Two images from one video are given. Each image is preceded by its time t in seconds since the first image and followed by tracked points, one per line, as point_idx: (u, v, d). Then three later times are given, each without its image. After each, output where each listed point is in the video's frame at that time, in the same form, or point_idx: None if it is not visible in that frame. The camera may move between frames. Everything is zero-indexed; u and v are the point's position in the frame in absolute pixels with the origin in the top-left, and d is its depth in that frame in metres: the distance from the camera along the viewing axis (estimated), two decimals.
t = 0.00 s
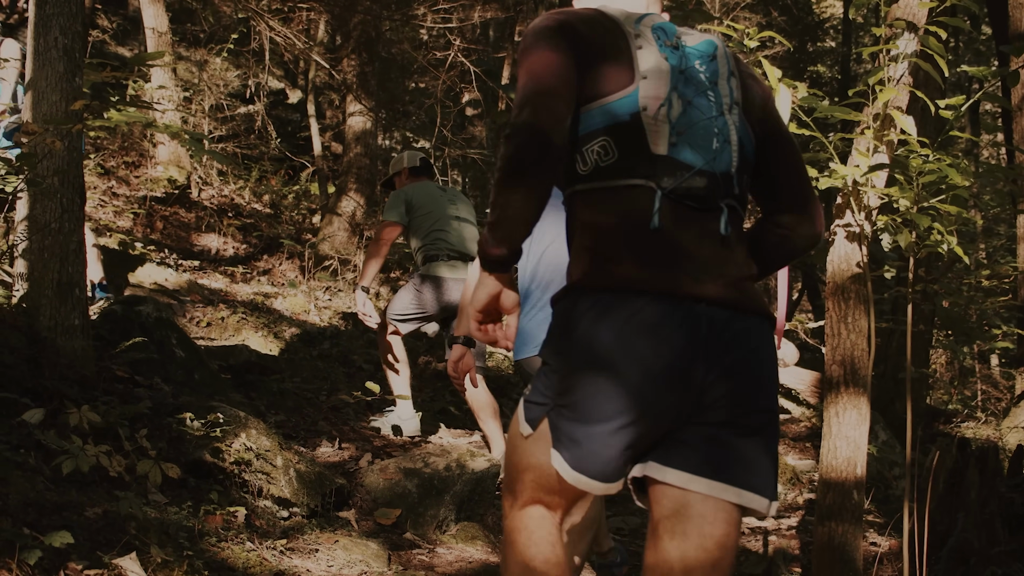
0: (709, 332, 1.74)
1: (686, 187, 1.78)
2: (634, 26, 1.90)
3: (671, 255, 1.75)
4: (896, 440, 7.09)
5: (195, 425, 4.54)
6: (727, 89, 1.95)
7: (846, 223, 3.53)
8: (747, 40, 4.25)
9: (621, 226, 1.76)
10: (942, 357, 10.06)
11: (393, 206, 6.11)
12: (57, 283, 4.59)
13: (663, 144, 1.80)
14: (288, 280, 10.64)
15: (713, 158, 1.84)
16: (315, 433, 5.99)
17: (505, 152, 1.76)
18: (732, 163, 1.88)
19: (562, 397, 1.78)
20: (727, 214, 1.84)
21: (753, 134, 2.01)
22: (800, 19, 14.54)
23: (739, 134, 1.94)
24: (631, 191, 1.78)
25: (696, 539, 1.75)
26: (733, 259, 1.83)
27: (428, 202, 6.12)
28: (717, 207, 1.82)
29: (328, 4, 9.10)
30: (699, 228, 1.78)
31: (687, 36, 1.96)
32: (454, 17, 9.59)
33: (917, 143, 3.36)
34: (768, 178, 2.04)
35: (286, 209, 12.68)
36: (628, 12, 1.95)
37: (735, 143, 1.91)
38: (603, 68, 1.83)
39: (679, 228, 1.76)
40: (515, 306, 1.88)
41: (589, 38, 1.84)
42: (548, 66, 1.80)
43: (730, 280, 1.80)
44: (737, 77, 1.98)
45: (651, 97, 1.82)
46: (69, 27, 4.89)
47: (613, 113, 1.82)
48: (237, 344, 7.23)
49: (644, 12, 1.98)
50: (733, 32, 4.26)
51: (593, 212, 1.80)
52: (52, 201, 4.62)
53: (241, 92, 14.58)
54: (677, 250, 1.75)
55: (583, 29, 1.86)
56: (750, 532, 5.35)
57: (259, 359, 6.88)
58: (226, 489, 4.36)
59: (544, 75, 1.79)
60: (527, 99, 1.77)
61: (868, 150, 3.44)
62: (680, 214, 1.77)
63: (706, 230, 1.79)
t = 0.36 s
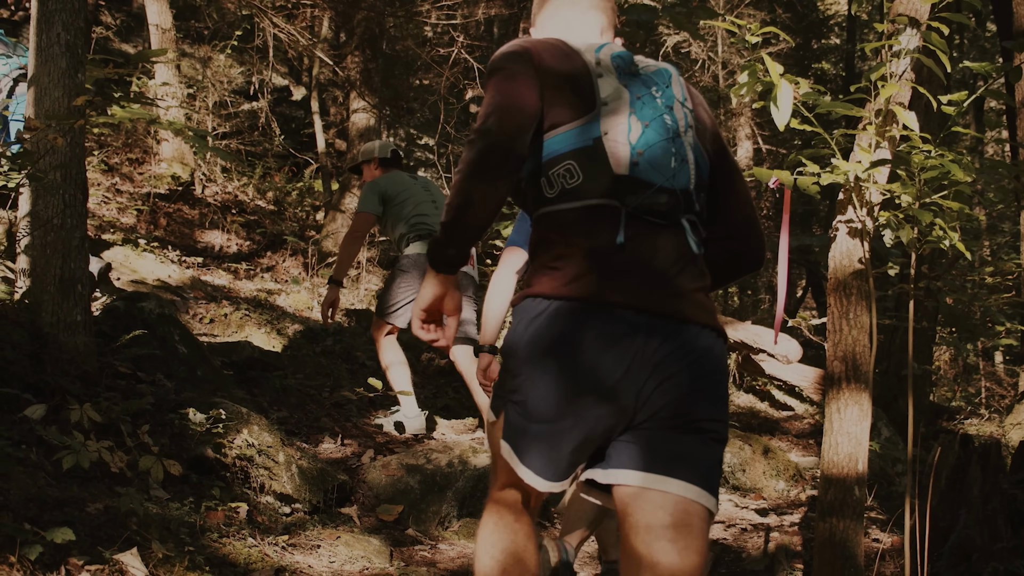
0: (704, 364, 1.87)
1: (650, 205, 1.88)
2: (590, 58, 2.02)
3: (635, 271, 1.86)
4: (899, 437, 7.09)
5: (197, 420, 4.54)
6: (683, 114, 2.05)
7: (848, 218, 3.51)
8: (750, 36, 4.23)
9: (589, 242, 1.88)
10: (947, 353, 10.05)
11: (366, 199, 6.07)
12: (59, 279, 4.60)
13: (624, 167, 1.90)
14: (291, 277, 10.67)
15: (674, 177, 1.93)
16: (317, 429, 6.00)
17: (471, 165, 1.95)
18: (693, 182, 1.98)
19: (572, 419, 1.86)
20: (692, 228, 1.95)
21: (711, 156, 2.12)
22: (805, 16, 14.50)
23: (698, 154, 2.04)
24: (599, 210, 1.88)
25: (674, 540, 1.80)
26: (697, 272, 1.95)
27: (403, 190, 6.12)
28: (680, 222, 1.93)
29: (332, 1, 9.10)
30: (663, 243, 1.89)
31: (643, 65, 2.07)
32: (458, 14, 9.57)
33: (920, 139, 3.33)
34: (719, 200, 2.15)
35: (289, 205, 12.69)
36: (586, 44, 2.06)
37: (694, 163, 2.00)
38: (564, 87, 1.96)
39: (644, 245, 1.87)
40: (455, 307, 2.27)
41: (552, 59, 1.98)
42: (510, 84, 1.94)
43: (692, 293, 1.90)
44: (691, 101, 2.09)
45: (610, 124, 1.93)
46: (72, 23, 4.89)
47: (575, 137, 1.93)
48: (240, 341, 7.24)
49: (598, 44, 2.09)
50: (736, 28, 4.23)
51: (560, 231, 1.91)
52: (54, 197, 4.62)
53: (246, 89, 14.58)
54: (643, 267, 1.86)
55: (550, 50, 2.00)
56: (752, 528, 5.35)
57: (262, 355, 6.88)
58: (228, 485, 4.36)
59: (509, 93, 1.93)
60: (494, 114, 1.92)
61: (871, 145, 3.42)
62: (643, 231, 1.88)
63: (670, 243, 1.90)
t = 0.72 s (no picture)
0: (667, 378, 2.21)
1: (609, 216, 2.15)
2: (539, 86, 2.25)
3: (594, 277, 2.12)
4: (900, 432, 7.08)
5: (196, 417, 4.54)
6: (630, 130, 2.31)
7: (847, 213, 3.51)
8: (748, 30, 4.22)
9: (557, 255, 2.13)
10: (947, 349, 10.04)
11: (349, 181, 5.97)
12: (58, 276, 4.59)
13: (582, 185, 2.16)
14: (291, 274, 10.68)
15: (627, 191, 2.20)
16: (317, 425, 6.00)
17: (443, 189, 2.10)
18: (644, 192, 2.25)
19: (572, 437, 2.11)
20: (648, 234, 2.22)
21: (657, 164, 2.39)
22: (806, 11, 14.47)
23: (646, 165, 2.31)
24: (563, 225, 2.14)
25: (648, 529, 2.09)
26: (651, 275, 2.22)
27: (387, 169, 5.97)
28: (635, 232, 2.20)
29: None
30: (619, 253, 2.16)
31: (590, 88, 2.32)
32: (458, 9, 9.56)
33: (918, 132, 3.32)
34: (674, 199, 2.43)
35: (290, 202, 12.60)
36: (536, 74, 2.30)
37: (644, 173, 2.27)
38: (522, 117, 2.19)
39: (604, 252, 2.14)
40: (407, 324, 2.31)
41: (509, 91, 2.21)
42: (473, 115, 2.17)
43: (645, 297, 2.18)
44: (635, 117, 2.36)
45: (565, 147, 2.19)
46: (70, 20, 4.87)
47: (536, 160, 2.18)
48: (239, 337, 7.24)
49: (547, 72, 2.33)
50: (735, 23, 4.22)
51: (529, 245, 2.15)
52: (52, 193, 4.62)
53: (246, 85, 14.56)
54: (606, 274, 2.13)
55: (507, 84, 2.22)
56: (752, 524, 5.34)
57: (262, 352, 6.88)
58: (227, 481, 4.36)
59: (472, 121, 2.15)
60: (462, 143, 2.12)
61: (869, 140, 3.42)
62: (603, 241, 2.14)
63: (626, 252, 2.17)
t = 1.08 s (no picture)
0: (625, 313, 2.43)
1: (569, 183, 2.35)
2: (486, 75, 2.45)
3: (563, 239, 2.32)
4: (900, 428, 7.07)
5: (195, 411, 4.54)
6: (583, 98, 2.49)
7: (846, 207, 3.49)
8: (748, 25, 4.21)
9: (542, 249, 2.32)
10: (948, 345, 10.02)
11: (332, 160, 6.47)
12: (57, 270, 4.59)
13: (539, 158, 2.36)
14: (292, 269, 10.68)
15: (585, 156, 2.39)
16: (316, 420, 5.99)
17: (393, 184, 2.35)
18: (602, 153, 2.43)
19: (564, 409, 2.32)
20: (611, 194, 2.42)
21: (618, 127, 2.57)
22: (809, 7, 14.44)
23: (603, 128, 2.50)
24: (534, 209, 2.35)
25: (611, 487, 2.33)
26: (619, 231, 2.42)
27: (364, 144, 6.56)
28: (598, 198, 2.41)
29: None
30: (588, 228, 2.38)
31: (538, 68, 2.51)
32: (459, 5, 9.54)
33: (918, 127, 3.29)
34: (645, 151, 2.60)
35: (291, 199, 12.25)
36: (485, 63, 2.51)
37: (601, 136, 2.45)
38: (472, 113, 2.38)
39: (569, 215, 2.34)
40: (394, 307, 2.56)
41: (462, 88, 2.41)
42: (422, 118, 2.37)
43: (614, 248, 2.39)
44: (588, 86, 2.53)
45: (520, 123, 2.39)
46: (69, 14, 4.86)
47: (491, 144, 2.38)
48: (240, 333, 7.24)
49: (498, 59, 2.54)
50: (735, 18, 4.20)
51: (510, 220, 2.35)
52: (51, 187, 4.61)
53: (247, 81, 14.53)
54: (570, 239, 2.32)
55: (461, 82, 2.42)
56: (752, 519, 5.34)
57: (262, 347, 6.88)
58: (226, 475, 4.36)
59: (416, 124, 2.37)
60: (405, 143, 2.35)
61: (869, 134, 3.40)
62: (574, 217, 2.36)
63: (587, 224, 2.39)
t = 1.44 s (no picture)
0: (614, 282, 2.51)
1: (539, 143, 2.39)
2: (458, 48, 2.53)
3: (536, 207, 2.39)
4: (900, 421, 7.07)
5: (194, 403, 4.54)
6: (554, 61, 2.53)
7: (843, 198, 3.47)
8: (745, 16, 4.20)
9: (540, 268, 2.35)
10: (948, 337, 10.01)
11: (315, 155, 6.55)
12: (55, 263, 4.59)
13: (508, 123, 2.42)
14: (291, 263, 10.67)
15: (552, 116, 2.43)
16: (315, 413, 5.99)
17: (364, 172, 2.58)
18: (571, 113, 2.46)
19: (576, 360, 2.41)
20: (583, 150, 2.45)
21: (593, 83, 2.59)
22: None
23: (575, 89, 2.53)
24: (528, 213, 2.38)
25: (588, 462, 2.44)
26: (595, 187, 2.46)
27: (345, 139, 6.70)
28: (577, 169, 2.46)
29: None
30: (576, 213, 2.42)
31: (510, 36, 2.57)
32: None
33: (915, 117, 3.28)
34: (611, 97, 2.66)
35: (290, 191, 12.49)
36: (459, 36, 2.59)
37: (570, 97, 2.49)
38: (444, 96, 2.50)
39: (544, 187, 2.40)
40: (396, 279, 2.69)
41: (435, 71, 2.51)
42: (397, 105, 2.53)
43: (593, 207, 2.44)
44: (560, 47, 2.57)
45: (490, 92, 2.45)
46: (66, 7, 4.84)
47: (464, 113, 2.46)
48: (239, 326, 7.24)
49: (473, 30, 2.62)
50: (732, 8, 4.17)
51: (488, 185, 2.42)
52: (48, 180, 4.60)
53: (245, 75, 14.49)
54: (541, 202, 2.39)
55: (434, 66, 2.51)
56: (751, 510, 5.34)
57: (261, 340, 6.87)
58: (225, 468, 4.36)
59: (392, 112, 2.54)
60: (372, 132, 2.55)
61: (866, 125, 3.39)
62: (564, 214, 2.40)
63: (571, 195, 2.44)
